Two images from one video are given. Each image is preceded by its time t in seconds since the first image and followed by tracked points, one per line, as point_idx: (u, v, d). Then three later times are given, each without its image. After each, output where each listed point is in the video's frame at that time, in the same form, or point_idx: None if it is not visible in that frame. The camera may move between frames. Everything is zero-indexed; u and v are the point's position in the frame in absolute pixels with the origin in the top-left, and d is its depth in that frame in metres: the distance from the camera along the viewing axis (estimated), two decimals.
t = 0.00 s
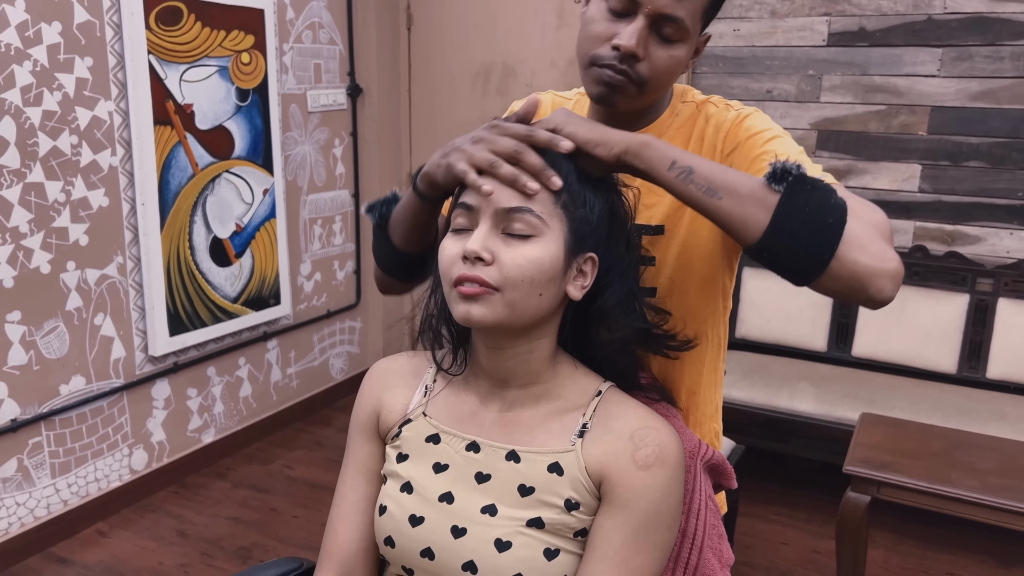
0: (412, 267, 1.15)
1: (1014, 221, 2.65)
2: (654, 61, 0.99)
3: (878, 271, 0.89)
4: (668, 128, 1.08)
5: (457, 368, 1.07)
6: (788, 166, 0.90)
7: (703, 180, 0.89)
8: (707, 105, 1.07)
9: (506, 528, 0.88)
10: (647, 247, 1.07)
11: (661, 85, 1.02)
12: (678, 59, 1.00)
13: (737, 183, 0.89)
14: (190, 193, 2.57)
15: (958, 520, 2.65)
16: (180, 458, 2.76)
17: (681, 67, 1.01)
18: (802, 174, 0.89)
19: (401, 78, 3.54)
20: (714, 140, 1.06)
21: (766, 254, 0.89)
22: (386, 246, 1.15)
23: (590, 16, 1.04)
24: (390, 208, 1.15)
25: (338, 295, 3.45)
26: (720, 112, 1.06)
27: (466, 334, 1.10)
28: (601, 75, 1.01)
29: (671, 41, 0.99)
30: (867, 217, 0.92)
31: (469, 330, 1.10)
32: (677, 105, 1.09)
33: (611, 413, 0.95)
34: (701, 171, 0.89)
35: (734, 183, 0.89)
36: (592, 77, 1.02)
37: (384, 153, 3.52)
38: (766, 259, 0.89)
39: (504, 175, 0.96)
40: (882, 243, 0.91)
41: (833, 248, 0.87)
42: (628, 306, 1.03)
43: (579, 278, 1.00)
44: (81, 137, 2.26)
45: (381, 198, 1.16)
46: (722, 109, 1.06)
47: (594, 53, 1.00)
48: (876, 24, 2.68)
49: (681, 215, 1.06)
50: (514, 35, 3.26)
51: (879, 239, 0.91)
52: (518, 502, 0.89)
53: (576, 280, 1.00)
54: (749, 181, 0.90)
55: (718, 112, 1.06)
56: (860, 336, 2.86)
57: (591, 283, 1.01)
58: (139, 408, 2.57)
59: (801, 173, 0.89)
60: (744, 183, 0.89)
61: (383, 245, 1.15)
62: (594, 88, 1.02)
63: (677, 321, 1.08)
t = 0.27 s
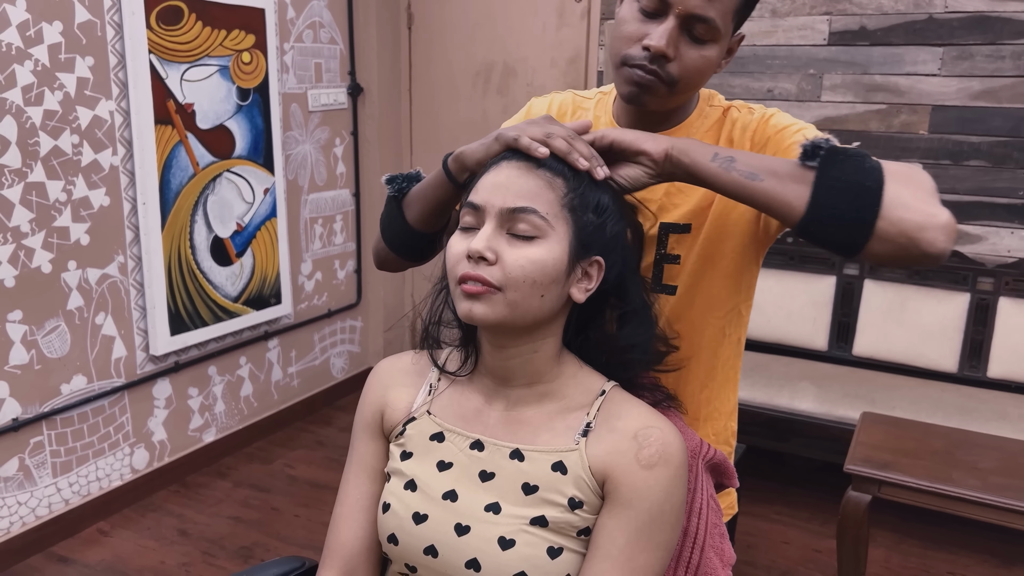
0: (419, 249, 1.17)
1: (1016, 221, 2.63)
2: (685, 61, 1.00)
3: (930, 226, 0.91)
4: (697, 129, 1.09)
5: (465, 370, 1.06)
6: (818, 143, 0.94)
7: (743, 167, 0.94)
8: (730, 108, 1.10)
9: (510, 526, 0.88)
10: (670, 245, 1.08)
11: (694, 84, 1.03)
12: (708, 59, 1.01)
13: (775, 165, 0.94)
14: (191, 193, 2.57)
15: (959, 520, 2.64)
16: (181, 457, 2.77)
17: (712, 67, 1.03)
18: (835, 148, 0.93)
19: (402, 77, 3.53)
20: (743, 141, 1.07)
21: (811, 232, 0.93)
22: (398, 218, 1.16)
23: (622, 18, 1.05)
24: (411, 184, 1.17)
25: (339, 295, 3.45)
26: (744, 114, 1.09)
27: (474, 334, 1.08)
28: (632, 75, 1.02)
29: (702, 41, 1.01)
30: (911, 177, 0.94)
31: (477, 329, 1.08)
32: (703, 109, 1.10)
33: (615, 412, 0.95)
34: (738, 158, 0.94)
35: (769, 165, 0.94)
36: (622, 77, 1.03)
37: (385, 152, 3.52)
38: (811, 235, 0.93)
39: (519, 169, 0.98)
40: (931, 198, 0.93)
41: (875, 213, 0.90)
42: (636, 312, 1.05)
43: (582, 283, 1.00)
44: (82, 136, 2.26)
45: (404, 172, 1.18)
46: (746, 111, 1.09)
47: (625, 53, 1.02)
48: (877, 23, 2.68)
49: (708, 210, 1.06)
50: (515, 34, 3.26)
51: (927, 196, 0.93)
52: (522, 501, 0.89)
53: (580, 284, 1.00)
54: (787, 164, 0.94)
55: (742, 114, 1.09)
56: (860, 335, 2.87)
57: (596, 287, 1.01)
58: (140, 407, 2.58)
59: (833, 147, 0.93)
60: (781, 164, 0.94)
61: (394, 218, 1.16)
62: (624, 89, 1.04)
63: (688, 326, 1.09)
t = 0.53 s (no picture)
0: (426, 257, 1.18)
1: (1018, 219, 2.64)
2: (686, 74, 0.98)
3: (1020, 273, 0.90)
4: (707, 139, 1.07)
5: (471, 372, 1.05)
6: (911, 196, 0.91)
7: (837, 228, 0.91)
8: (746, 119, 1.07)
9: (514, 524, 0.88)
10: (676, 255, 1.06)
11: (694, 97, 1.01)
12: (711, 71, 0.99)
13: (868, 225, 0.91)
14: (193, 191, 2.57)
15: (961, 518, 2.64)
16: (184, 455, 2.77)
17: (714, 78, 1.00)
18: (929, 202, 0.90)
19: (404, 75, 3.53)
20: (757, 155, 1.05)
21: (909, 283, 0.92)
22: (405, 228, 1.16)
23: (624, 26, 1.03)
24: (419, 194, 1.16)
25: (341, 293, 3.45)
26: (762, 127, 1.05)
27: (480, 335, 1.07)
28: (631, 87, 1.00)
29: (705, 53, 0.98)
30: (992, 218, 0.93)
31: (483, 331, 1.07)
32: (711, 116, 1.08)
33: (618, 410, 0.95)
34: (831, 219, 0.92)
35: (862, 224, 0.91)
36: (623, 88, 1.01)
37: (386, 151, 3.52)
38: (907, 285, 0.92)
39: (519, 165, 0.99)
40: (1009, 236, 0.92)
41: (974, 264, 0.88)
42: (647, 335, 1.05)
43: (583, 279, 1.00)
44: (84, 135, 2.26)
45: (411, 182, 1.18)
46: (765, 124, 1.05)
47: (625, 64, 1.00)
48: (880, 21, 2.68)
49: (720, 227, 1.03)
50: (517, 32, 3.26)
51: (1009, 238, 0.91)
52: (526, 499, 0.89)
53: (581, 280, 1.00)
54: (880, 220, 0.92)
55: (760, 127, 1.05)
56: (863, 334, 2.87)
57: (598, 284, 1.02)
58: (143, 406, 2.58)
59: (926, 201, 0.90)
60: (876, 221, 0.91)
61: (402, 226, 1.16)
62: (624, 99, 1.02)
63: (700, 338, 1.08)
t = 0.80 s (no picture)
0: (426, 265, 1.17)
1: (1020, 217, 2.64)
2: (678, 72, 0.94)
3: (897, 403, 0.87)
4: (701, 142, 1.01)
5: (474, 373, 1.05)
6: (843, 305, 0.83)
7: (754, 322, 0.82)
8: (750, 126, 1.00)
9: (517, 522, 0.88)
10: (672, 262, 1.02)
11: (688, 98, 0.97)
12: (705, 70, 0.95)
13: (796, 325, 0.82)
14: (195, 190, 2.58)
15: (962, 517, 2.64)
16: (186, 454, 2.77)
17: (709, 78, 0.96)
18: (859, 316, 0.83)
19: (405, 74, 3.53)
20: (748, 167, 0.99)
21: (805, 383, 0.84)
22: (405, 239, 1.15)
23: (616, 27, 1.00)
24: (417, 205, 1.16)
25: (342, 292, 3.46)
26: (764, 138, 0.99)
27: (481, 336, 1.07)
28: (622, 87, 0.97)
29: (698, 52, 0.95)
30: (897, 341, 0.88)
31: (484, 331, 1.07)
32: (711, 116, 1.02)
33: (621, 408, 0.95)
34: (753, 307, 0.81)
35: (788, 321, 0.82)
36: (615, 88, 0.98)
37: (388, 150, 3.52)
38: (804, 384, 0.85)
39: (512, 164, 0.98)
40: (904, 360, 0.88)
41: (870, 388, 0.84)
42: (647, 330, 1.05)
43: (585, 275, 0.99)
44: (86, 134, 2.26)
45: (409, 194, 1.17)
46: (767, 135, 0.99)
47: (617, 64, 0.96)
48: (882, 20, 2.68)
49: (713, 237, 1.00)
50: (519, 31, 3.26)
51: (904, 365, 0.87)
52: (529, 497, 0.90)
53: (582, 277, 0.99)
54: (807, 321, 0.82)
55: (762, 137, 0.99)
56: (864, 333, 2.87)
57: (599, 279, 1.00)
58: (145, 405, 2.58)
59: (858, 315, 0.82)
60: (803, 322, 0.82)
61: (401, 237, 1.15)
62: (616, 100, 0.98)
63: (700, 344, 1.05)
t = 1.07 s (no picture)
0: (431, 269, 1.18)
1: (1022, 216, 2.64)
2: (659, 85, 0.93)
3: (810, 419, 0.93)
4: (692, 144, 1.00)
5: (476, 372, 1.05)
6: (776, 325, 0.86)
7: (685, 313, 0.90)
8: (745, 130, 0.98)
9: (519, 520, 0.88)
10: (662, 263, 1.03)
11: (671, 110, 0.95)
12: (687, 83, 0.93)
13: (718, 329, 0.89)
14: (196, 188, 2.58)
15: (963, 515, 2.65)
16: (187, 452, 2.78)
17: (693, 91, 0.94)
18: (785, 341, 0.86)
19: (406, 73, 3.53)
20: (735, 172, 0.98)
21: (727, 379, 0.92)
22: (409, 245, 1.17)
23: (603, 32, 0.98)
24: (418, 210, 1.17)
25: (343, 291, 3.46)
26: (757, 143, 0.97)
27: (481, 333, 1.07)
28: (604, 95, 0.96)
29: (681, 64, 0.92)
30: (830, 365, 0.90)
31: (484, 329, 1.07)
32: (706, 118, 1.01)
33: (622, 405, 0.95)
34: (684, 302, 0.89)
35: (712, 323, 0.89)
36: (598, 95, 0.97)
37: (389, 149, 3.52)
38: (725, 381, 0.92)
39: (500, 165, 0.98)
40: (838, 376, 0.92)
41: (785, 404, 0.89)
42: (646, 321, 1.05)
43: (582, 267, 0.99)
44: (88, 132, 2.27)
45: (411, 199, 1.19)
46: (760, 141, 0.97)
47: (598, 73, 0.95)
48: (883, 18, 2.68)
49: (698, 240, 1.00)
50: (520, 30, 3.26)
51: (828, 389, 0.91)
52: (530, 496, 0.90)
53: (580, 269, 0.99)
54: (732, 329, 0.88)
55: (754, 143, 0.97)
56: (865, 331, 2.87)
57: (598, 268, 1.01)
58: (146, 403, 2.59)
59: (785, 340, 0.86)
60: (726, 327, 0.88)
61: (404, 243, 1.17)
62: (599, 108, 0.97)
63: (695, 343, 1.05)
